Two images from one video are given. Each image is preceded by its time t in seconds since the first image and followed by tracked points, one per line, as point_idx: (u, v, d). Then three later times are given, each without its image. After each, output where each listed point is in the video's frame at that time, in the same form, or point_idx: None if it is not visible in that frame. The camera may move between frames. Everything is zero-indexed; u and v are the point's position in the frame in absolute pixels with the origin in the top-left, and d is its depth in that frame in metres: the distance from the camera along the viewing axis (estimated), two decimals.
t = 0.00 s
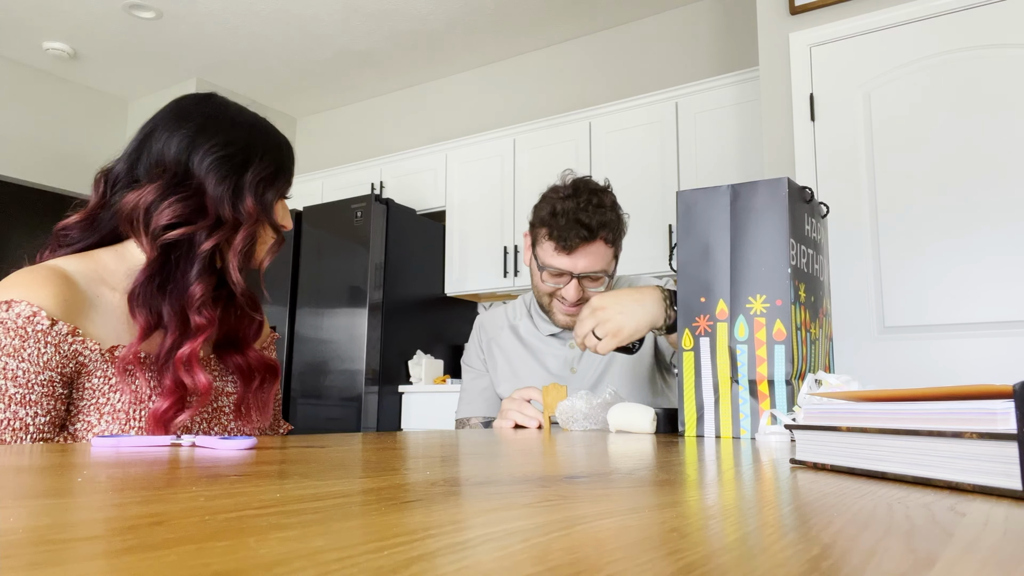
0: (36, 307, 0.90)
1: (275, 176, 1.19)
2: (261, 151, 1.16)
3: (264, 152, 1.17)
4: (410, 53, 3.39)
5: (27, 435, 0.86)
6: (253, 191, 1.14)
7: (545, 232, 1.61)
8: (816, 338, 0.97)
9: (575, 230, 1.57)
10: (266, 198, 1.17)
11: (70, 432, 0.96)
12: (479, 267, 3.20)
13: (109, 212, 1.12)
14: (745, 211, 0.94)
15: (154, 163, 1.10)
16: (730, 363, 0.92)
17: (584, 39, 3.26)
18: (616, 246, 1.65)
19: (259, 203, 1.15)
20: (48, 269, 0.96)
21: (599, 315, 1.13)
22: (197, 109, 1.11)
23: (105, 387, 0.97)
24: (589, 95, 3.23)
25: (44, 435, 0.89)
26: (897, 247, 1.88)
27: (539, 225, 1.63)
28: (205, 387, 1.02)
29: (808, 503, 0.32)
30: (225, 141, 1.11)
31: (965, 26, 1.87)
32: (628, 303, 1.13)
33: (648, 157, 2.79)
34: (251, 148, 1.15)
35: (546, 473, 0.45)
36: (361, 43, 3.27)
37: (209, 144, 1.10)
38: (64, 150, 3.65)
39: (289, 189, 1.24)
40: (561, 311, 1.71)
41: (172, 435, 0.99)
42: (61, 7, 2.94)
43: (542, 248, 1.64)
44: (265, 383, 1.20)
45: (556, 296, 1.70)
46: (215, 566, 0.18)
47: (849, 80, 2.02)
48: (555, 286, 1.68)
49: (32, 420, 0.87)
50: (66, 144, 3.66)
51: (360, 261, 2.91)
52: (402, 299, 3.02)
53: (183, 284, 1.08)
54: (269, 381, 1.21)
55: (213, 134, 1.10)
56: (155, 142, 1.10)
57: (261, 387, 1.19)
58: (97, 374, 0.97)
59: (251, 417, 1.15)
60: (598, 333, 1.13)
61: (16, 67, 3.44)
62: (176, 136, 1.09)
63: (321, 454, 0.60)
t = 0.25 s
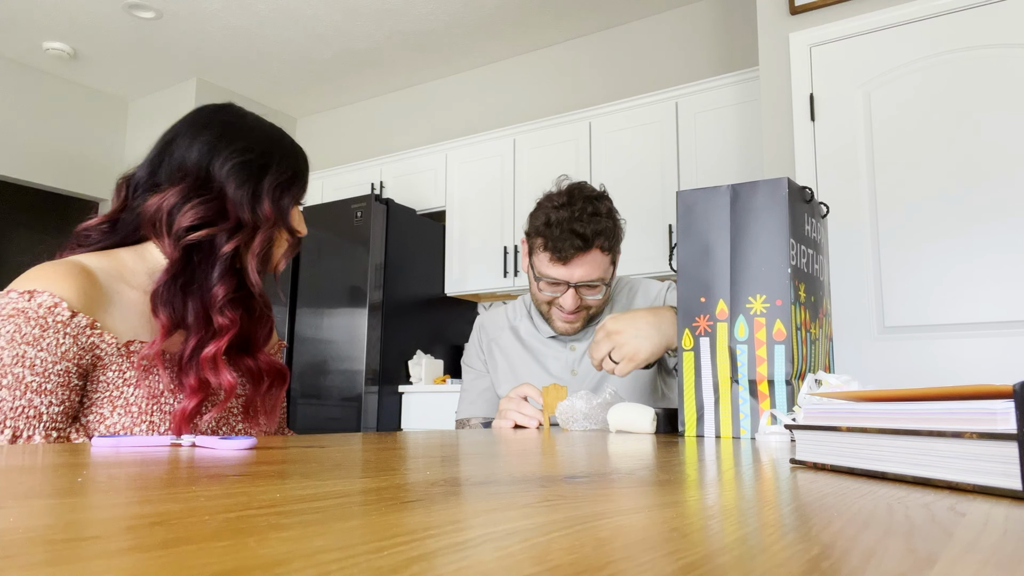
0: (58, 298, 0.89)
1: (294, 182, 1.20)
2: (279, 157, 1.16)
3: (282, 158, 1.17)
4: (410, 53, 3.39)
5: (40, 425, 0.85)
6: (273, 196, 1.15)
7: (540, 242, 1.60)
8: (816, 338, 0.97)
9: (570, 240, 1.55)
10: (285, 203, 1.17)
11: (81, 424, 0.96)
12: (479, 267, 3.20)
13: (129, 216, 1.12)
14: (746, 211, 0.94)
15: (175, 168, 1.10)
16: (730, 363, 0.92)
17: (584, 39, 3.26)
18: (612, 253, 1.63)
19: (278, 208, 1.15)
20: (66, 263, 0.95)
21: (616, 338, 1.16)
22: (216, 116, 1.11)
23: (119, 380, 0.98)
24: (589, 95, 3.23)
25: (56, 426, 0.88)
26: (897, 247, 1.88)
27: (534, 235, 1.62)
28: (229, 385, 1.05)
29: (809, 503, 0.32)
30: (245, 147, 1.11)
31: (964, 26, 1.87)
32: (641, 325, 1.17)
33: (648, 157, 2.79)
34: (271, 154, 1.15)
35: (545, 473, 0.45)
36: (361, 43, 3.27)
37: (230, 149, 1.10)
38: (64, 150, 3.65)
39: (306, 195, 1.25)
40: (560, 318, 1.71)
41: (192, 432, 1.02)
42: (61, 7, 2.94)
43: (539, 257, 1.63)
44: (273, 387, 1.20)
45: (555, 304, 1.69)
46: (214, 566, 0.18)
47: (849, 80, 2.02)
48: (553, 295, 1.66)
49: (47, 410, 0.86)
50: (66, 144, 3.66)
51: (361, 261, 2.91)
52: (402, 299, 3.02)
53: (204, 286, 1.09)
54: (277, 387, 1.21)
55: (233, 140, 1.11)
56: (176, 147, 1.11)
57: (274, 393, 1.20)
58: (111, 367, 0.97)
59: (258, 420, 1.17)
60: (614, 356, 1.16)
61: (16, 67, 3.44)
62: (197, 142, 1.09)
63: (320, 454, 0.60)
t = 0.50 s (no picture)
0: (96, 285, 0.94)
1: (322, 200, 1.24)
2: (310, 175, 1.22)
3: (313, 176, 1.23)
4: (410, 52, 3.39)
5: (66, 405, 0.88)
6: (303, 210, 1.19)
7: (537, 242, 1.60)
8: (816, 338, 0.97)
9: (566, 238, 1.55)
10: (314, 218, 1.22)
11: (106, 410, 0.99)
12: (479, 267, 3.20)
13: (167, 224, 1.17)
14: (746, 211, 0.94)
15: (213, 181, 1.15)
16: (730, 363, 0.92)
17: (584, 39, 3.26)
18: (610, 251, 1.62)
19: (308, 222, 1.20)
20: (107, 256, 1.01)
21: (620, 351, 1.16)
22: (254, 134, 1.17)
23: (146, 370, 1.02)
24: (589, 95, 3.23)
25: (80, 408, 0.91)
26: (897, 247, 1.88)
27: (530, 236, 1.62)
28: (253, 382, 1.06)
29: (808, 503, 0.32)
30: (280, 164, 1.17)
31: (965, 25, 1.87)
32: (645, 337, 1.17)
33: (648, 157, 2.79)
34: (302, 172, 1.20)
35: (546, 473, 0.45)
36: (361, 43, 3.27)
37: (266, 165, 1.16)
38: (64, 150, 3.65)
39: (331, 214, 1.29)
40: (560, 318, 1.70)
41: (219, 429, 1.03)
42: (61, 7, 2.94)
43: (536, 257, 1.63)
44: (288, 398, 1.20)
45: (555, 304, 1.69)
46: (216, 565, 0.18)
47: (849, 80, 2.02)
48: (552, 295, 1.66)
49: (73, 391, 0.89)
50: (66, 144, 3.66)
51: (361, 261, 2.91)
52: (402, 299, 3.02)
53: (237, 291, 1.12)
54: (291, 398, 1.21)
55: (269, 157, 1.17)
56: (215, 162, 1.16)
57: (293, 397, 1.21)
58: (139, 357, 1.01)
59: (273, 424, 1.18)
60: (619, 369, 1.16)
61: (16, 67, 3.44)
62: (235, 158, 1.15)
63: (320, 454, 0.60)
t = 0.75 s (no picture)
0: (123, 275, 0.94)
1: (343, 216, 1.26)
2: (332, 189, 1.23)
3: (334, 191, 1.25)
4: (410, 52, 3.39)
5: (86, 387, 0.86)
6: (326, 225, 1.21)
7: (534, 240, 1.60)
8: (816, 338, 0.97)
9: (564, 233, 1.56)
10: (335, 233, 1.24)
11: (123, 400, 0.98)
12: (479, 267, 3.20)
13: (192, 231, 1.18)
14: (747, 211, 0.94)
15: (240, 193, 1.16)
16: (730, 363, 0.92)
17: (584, 39, 3.26)
18: (607, 243, 1.63)
19: (330, 236, 1.22)
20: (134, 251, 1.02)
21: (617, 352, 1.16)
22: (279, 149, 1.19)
23: (164, 362, 1.01)
24: (589, 95, 3.23)
25: (99, 392, 0.88)
26: (897, 247, 1.88)
27: (527, 235, 1.62)
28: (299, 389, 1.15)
29: (809, 503, 0.32)
30: (304, 179, 1.19)
31: (965, 25, 1.87)
32: (643, 338, 1.17)
33: (648, 157, 2.79)
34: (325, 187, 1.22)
35: (546, 473, 0.45)
36: (361, 43, 3.27)
37: (291, 180, 1.17)
38: (64, 150, 3.65)
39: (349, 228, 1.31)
40: (563, 316, 1.69)
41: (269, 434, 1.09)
42: (61, 7, 2.94)
43: (534, 255, 1.63)
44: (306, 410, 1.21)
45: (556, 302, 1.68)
46: (215, 566, 0.18)
47: (849, 80, 2.02)
48: (553, 292, 1.65)
49: (93, 374, 0.87)
50: (66, 145, 3.66)
51: (361, 261, 2.90)
52: (403, 299, 3.02)
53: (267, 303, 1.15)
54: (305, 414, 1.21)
55: (293, 171, 1.18)
56: (241, 174, 1.17)
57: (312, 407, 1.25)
58: (158, 349, 1.01)
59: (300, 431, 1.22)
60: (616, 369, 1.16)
61: (16, 67, 3.44)
62: (261, 172, 1.17)
63: (320, 454, 0.60)
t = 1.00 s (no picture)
0: (129, 274, 0.94)
1: (345, 217, 1.27)
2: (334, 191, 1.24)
3: (337, 193, 1.26)
4: (410, 52, 3.39)
5: (92, 385, 0.86)
6: (327, 226, 1.22)
7: (529, 245, 1.60)
8: (816, 338, 0.97)
9: (559, 239, 1.55)
10: (338, 234, 1.25)
11: (128, 397, 0.98)
12: (479, 267, 3.20)
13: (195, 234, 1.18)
14: (747, 211, 0.94)
15: (241, 194, 1.17)
16: (730, 363, 0.92)
17: (584, 39, 3.26)
18: (603, 248, 1.63)
19: (333, 237, 1.23)
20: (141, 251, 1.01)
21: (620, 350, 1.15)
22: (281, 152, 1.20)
23: (169, 361, 1.01)
24: (589, 95, 3.23)
25: (105, 390, 0.88)
26: (897, 247, 1.88)
27: (523, 239, 1.62)
28: (310, 390, 1.19)
29: (809, 503, 0.32)
30: (306, 180, 1.19)
31: (965, 25, 1.87)
32: (645, 338, 1.17)
33: (648, 157, 2.79)
34: (326, 189, 1.23)
35: (546, 473, 0.45)
36: (361, 43, 3.27)
37: (293, 180, 1.18)
38: (65, 150, 3.65)
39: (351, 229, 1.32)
40: (559, 319, 1.70)
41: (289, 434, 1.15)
42: (61, 7, 2.94)
43: (530, 260, 1.63)
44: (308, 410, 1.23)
45: (553, 306, 1.69)
46: (215, 566, 0.18)
47: (849, 80, 2.02)
48: (549, 296, 1.66)
49: (100, 371, 0.87)
50: (66, 145, 3.66)
51: (360, 261, 2.90)
52: (403, 299, 3.02)
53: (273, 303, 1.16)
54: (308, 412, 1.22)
55: (295, 173, 1.19)
56: (244, 177, 1.18)
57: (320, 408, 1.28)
58: (163, 347, 1.00)
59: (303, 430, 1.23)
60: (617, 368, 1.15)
61: (16, 67, 3.44)
62: (263, 174, 1.18)
63: (320, 454, 0.60)
